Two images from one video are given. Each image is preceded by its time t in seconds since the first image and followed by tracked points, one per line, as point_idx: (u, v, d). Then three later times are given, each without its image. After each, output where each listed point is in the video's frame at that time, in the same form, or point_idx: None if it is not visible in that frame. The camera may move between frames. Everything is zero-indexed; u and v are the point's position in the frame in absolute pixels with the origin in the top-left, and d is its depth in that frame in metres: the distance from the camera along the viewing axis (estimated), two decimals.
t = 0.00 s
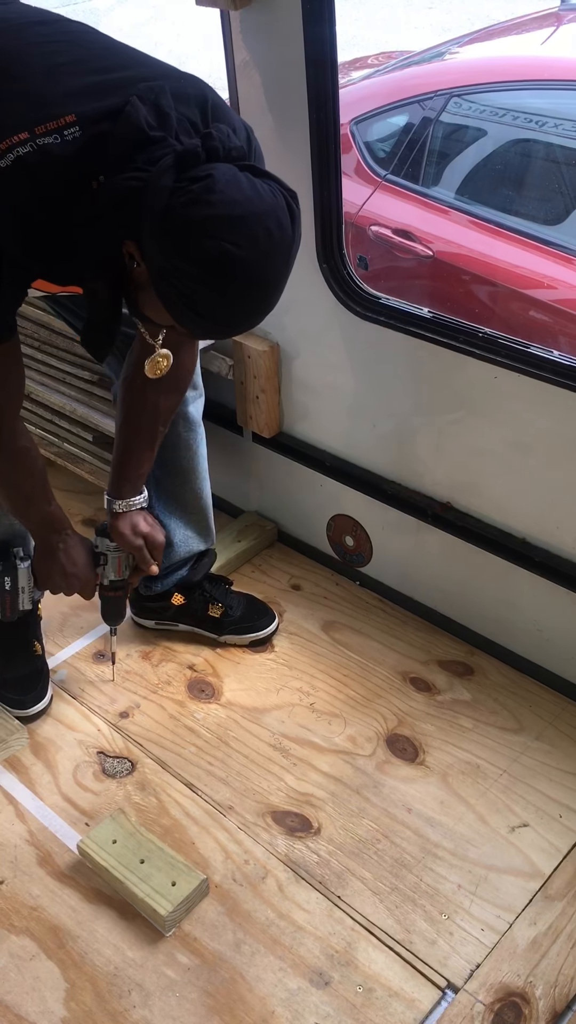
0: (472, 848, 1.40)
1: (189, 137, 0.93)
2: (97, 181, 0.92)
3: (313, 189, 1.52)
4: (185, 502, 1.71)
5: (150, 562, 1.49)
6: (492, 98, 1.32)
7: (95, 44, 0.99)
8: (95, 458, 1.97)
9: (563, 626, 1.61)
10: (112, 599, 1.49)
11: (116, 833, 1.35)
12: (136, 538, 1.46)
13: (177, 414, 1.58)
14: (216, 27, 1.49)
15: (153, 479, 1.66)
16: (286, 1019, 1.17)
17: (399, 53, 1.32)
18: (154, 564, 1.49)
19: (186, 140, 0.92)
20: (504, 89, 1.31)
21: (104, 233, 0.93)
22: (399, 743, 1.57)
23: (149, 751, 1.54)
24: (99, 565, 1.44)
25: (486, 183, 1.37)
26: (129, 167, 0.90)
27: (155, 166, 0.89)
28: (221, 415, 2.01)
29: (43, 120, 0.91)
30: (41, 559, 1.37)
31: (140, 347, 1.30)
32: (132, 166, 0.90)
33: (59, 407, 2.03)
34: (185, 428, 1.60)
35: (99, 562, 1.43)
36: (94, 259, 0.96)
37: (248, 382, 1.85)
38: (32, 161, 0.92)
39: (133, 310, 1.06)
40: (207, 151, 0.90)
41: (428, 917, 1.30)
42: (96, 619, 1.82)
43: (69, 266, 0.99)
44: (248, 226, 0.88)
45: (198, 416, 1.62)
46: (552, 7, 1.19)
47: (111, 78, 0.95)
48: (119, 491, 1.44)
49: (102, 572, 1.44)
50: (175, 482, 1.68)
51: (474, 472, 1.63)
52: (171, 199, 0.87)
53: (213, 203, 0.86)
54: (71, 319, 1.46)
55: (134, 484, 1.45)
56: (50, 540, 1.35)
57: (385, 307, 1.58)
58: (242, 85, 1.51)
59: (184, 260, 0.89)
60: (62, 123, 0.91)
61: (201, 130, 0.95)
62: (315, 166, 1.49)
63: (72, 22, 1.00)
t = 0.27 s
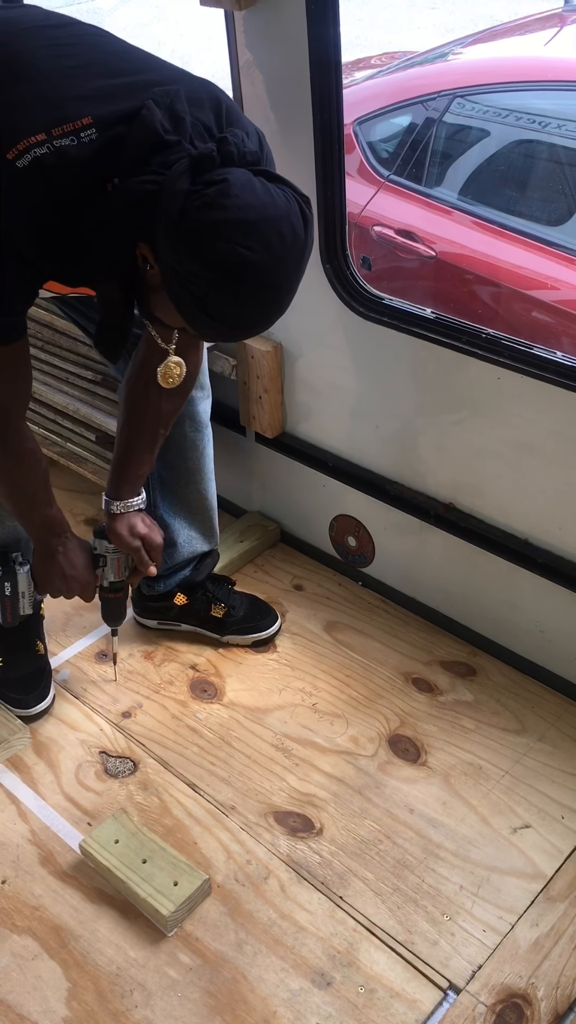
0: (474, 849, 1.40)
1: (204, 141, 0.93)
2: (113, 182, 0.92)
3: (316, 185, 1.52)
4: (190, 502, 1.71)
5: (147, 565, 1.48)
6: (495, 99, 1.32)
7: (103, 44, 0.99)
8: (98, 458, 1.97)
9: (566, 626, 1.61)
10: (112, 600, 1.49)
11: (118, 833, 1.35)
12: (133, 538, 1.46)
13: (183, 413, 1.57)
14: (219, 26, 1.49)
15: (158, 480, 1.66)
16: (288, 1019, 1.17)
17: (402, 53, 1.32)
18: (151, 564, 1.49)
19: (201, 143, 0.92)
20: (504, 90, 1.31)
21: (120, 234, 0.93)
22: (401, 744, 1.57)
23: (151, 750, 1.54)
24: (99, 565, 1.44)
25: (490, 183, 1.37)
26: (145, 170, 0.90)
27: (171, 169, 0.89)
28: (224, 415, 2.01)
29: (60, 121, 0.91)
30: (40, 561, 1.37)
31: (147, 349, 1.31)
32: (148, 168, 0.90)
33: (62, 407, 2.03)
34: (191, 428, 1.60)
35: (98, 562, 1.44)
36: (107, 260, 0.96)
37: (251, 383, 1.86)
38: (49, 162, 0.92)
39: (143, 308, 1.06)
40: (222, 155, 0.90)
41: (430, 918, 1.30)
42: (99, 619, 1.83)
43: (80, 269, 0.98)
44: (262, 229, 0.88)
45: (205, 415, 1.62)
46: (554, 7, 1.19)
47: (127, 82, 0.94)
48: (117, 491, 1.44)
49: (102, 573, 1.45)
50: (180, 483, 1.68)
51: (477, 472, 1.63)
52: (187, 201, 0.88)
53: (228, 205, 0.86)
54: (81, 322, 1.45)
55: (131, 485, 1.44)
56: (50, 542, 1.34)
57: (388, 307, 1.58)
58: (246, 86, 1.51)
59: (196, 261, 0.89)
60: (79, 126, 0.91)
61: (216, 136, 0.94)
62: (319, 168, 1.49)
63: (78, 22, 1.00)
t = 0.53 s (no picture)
0: (476, 849, 1.40)
1: (208, 141, 0.93)
2: (119, 183, 0.91)
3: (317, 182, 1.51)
4: (193, 502, 1.71)
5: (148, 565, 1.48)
6: (497, 97, 1.32)
7: (106, 44, 0.99)
8: (99, 458, 1.97)
9: (568, 626, 1.61)
10: (112, 599, 1.49)
11: (119, 833, 1.35)
12: (134, 538, 1.45)
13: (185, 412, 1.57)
14: (221, 26, 1.49)
15: (161, 480, 1.67)
16: (289, 1019, 1.16)
17: (404, 53, 1.32)
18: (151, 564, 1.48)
19: (205, 143, 0.92)
20: (507, 89, 1.31)
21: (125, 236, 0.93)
22: (403, 744, 1.57)
23: (153, 750, 1.54)
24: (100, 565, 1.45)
25: (492, 182, 1.37)
26: (151, 170, 0.90)
27: (176, 170, 0.88)
28: (226, 414, 2.01)
29: (65, 122, 0.91)
30: (42, 561, 1.37)
31: (149, 348, 1.30)
32: (153, 169, 0.89)
33: (63, 407, 2.03)
34: (194, 427, 1.60)
35: (99, 562, 1.45)
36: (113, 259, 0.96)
37: (253, 382, 1.85)
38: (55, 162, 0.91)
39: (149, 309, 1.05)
40: (227, 156, 0.91)
41: (432, 918, 1.29)
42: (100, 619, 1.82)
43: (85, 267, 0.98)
44: (267, 231, 0.87)
45: (208, 415, 1.62)
46: (557, 7, 1.18)
47: (132, 82, 0.94)
48: (118, 491, 1.43)
49: (103, 572, 1.46)
50: (183, 482, 1.68)
51: (479, 472, 1.63)
52: (192, 202, 0.87)
53: (232, 207, 0.86)
54: (85, 323, 1.45)
55: (132, 485, 1.43)
56: (51, 542, 1.34)
57: (390, 307, 1.58)
58: (248, 86, 1.51)
59: (201, 261, 0.88)
60: (85, 126, 0.91)
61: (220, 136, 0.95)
62: (320, 166, 1.49)
63: (80, 22, 1.00)
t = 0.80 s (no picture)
0: (478, 850, 1.40)
1: (209, 145, 0.93)
2: (120, 187, 0.91)
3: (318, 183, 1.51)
4: (194, 502, 1.71)
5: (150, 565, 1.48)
6: (498, 96, 1.33)
7: (106, 45, 0.99)
8: (100, 458, 1.98)
9: (569, 626, 1.61)
10: (113, 601, 1.48)
11: (120, 833, 1.35)
12: (134, 541, 1.45)
13: (187, 413, 1.57)
14: (220, 26, 1.49)
15: (163, 480, 1.67)
16: (291, 1019, 1.16)
17: (404, 53, 1.32)
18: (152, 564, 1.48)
19: (206, 148, 0.92)
20: (508, 89, 1.32)
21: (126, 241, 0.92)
22: (404, 744, 1.57)
23: (154, 750, 1.54)
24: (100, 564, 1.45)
25: (492, 182, 1.37)
26: (152, 174, 0.89)
27: (177, 175, 0.88)
28: (226, 414, 2.01)
29: (65, 126, 0.90)
30: (43, 564, 1.37)
31: (149, 351, 1.30)
32: (154, 174, 0.89)
33: (64, 407, 2.03)
34: (196, 428, 1.60)
35: (99, 564, 1.44)
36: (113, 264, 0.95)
37: (254, 382, 1.85)
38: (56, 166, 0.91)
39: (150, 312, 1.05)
40: (229, 161, 0.90)
41: (433, 918, 1.29)
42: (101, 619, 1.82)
43: (85, 270, 0.98)
44: (268, 237, 0.87)
45: (210, 416, 1.61)
46: (558, 6, 1.18)
47: (133, 85, 0.94)
48: (118, 493, 1.43)
49: (103, 574, 1.45)
50: (185, 483, 1.68)
51: (480, 472, 1.63)
52: (194, 208, 0.87)
53: (233, 213, 0.85)
54: (86, 326, 1.46)
55: (132, 488, 1.43)
56: (52, 545, 1.34)
57: (391, 306, 1.57)
58: (248, 86, 1.51)
59: (201, 265, 0.88)
60: (84, 130, 0.90)
61: (221, 139, 0.95)
62: (321, 166, 1.49)
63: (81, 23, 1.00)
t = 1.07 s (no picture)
0: (478, 851, 1.40)
1: (207, 151, 0.93)
2: (118, 193, 0.91)
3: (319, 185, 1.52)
4: (196, 505, 1.71)
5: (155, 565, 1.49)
6: (499, 97, 1.32)
7: (106, 48, 0.99)
8: (100, 458, 1.98)
9: (570, 628, 1.61)
10: (114, 604, 1.49)
11: (121, 834, 1.35)
12: (135, 544, 1.45)
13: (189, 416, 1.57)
14: (221, 26, 1.49)
15: (164, 482, 1.67)
16: (291, 1020, 1.16)
17: (405, 53, 1.32)
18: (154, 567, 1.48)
19: (205, 153, 0.92)
20: (510, 89, 1.31)
21: (123, 246, 0.93)
22: (404, 745, 1.57)
23: (154, 751, 1.54)
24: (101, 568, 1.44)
25: (493, 182, 1.37)
26: (150, 182, 0.89)
27: (175, 182, 0.88)
28: (227, 415, 2.01)
29: (63, 132, 0.90)
30: (44, 568, 1.37)
31: (151, 358, 1.30)
32: (152, 180, 0.89)
33: (64, 407, 2.04)
34: (200, 432, 1.60)
35: (101, 568, 1.44)
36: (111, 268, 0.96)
37: (254, 382, 1.85)
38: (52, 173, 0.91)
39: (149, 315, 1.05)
40: (227, 169, 0.90)
41: (434, 919, 1.29)
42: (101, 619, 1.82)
43: (83, 272, 0.99)
44: (267, 248, 0.87)
45: (213, 418, 1.61)
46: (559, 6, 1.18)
47: (131, 89, 0.94)
48: (119, 498, 1.44)
49: (104, 578, 1.45)
50: (187, 485, 1.68)
51: (481, 473, 1.63)
52: (192, 217, 0.87)
53: (232, 221, 0.85)
54: (86, 328, 1.46)
55: (132, 493, 1.44)
56: (53, 550, 1.34)
57: (392, 307, 1.58)
58: (249, 86, 1.51)
59: (197, 273, 0.88)
60: (82, 136, 0.90)
61: (220, 143, 0.95)
62: (321, 166, 1.49)
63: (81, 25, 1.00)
